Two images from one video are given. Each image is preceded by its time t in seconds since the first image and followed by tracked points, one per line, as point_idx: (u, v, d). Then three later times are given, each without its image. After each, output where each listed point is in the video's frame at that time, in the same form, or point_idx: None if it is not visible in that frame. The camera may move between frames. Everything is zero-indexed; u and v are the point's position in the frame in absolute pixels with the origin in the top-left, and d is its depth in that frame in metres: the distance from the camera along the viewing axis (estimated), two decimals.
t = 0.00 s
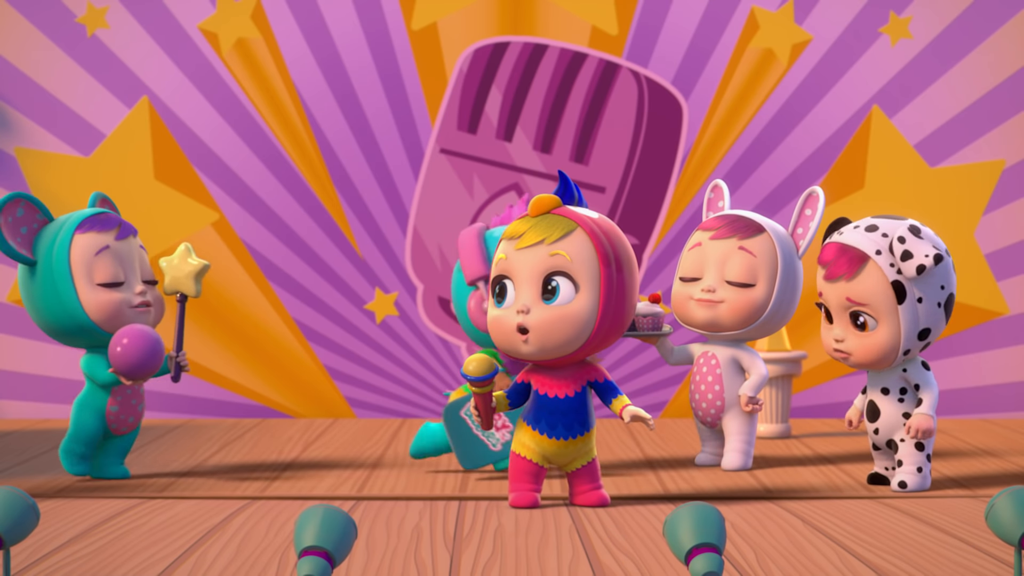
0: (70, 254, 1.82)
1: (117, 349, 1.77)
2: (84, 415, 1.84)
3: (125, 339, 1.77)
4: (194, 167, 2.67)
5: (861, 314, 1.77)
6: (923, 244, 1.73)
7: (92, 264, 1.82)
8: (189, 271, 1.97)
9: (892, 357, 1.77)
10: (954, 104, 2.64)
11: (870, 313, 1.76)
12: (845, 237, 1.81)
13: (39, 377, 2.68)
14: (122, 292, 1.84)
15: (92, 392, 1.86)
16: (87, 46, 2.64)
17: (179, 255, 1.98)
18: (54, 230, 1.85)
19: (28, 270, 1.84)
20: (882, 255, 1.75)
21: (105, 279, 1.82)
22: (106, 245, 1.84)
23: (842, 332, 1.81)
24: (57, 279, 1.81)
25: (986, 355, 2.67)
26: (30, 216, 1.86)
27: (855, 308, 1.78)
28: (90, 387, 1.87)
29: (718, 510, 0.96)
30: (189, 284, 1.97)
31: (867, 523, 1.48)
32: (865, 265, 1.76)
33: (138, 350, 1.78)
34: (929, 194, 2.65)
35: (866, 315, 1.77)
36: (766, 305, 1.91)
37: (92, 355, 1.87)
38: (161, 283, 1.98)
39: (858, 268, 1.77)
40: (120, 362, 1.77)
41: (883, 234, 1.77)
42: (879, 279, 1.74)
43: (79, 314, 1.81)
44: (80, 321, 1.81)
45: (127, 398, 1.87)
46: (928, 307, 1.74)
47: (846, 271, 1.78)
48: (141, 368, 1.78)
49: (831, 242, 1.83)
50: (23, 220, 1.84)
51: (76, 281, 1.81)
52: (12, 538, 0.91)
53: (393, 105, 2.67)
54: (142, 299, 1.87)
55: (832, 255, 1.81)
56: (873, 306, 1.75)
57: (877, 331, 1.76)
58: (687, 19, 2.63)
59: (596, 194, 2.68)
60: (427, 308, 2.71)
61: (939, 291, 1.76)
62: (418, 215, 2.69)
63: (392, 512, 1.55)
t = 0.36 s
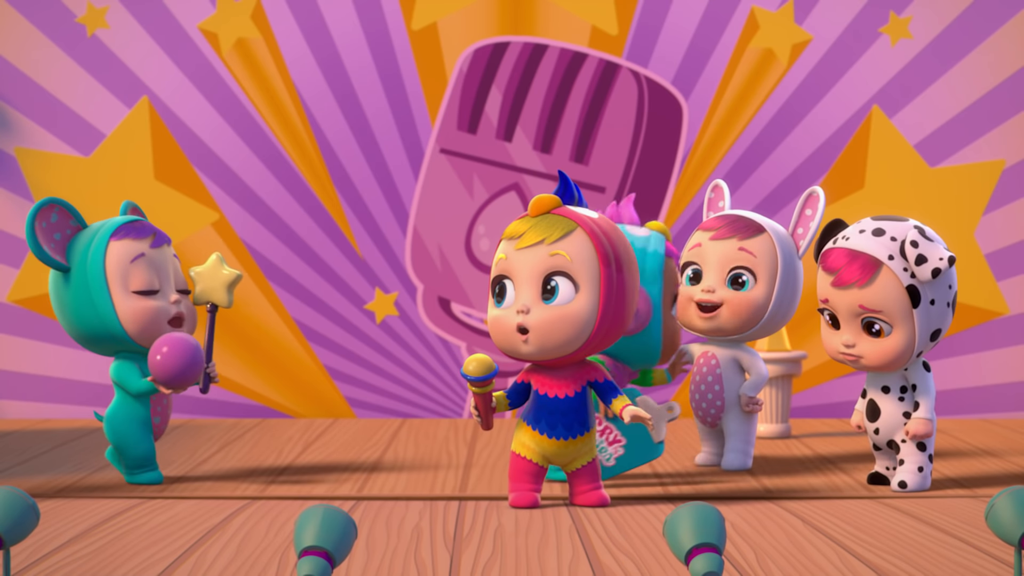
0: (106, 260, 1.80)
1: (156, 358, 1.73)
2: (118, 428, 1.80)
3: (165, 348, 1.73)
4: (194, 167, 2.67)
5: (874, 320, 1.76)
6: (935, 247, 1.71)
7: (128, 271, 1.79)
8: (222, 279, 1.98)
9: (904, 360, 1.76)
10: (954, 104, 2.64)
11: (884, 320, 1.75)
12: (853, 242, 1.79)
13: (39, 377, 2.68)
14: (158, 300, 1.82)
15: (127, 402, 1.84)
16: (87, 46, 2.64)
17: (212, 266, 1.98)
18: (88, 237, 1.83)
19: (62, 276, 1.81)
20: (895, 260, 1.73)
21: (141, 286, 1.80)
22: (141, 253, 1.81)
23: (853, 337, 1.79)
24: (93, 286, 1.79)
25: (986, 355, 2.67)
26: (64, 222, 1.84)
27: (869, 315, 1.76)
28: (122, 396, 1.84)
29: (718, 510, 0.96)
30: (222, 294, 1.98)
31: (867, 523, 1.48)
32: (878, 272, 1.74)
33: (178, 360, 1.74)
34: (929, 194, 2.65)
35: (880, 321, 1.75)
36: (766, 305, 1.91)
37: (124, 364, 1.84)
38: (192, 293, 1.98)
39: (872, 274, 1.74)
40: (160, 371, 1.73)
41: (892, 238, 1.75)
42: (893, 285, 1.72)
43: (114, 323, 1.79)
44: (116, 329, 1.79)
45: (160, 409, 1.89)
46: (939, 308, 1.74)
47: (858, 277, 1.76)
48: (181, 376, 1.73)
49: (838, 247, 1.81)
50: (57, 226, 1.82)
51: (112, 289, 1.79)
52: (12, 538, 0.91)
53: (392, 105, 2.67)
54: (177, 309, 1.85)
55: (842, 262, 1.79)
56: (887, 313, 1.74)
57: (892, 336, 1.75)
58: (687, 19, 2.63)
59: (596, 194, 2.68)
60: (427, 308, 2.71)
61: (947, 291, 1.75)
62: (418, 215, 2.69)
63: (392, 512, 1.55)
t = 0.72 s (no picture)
0: (145, 255, 1.78)
1: (194, 349, 1.71)
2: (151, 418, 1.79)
3: (202, 340, 1.71)
4: (194, 167, 2.67)
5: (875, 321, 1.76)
6: (935, 247, 1.71)
7: (168, 266, 1.78)
8: (265, 276, 1.90)
9: (905, 360, 1.76)
10: (954, 104, 2.64)
11: (884, 320, 1.75)
12: (853, 242, 1.78)
13: (39, 377, 2.68)
14: (198, 294, 1.80)
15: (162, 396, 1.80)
16: (87, 46, 2.64)
17: (255, 261, 1.92)
18: (128, 231, 1.82)
19: (102, 270, 1.81)
20: (895, 261, 1.73)
21: (181, 281, 1.77)
22: (181, 246, 1.80)
23: (853, 337, 1.79)
24: (132, 279, 1.77)
25: (986, 355, 2.67)
26: (104, 216, 1.84)
27: (868, 315, 1.76)
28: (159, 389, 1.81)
29: (718, 510, 0.96)
30: (264, 291, 1.90)
31: (867, 523, 1.48)
32: (879, 272, 1.73)
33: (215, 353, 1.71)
34: (929, 194, 2.65)
35: (880, 321, 1.75)
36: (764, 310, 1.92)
37: (165, 357, 1.82)
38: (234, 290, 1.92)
39: (873, 275, 1.74)
40: (196, 363, 1.71)
41: (892, 238, 1.75)
42: (893, 285, 1.72)
43: (153, 316, 1.77)
44: (155, 322, 1.77)
45: (196, 405, 1.81)
46: (939, 308, 1.74)
47: (859, 278, 1.75)
48: (220, 368, 1.71)
49: (838, 247, 1.80)
50: (97, 219, 1.82)
51: (150, 281, 1.77)
52: (12, 538, 0.91)
53: (392, 105, 2.67)
54: (218, 301, 1.83)
55: (842, 262, 1.78)
56: (887, 313, 1.74)
57: (892, 336, 1.75)
58: (687, 19, 2.63)
59: (596, 194, 2.68)
60: (427, 308, 2.71)
61: (947, 290, 1.76)
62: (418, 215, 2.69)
63: (392, 512, 1.55)
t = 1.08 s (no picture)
0: (182, 251, 1.79)
1: (235, 347, 1.72)
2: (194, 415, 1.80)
3: (243, 338, 1.72)
4: (194, 167, 2.67)
5: (875, 321, 1.76)
6: (935, 247, 1.72)
7: (205, 262, 1.79)
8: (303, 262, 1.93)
9: (905, 360, 1.76)
10: (954, 104, 2.64)
11: (885, 320, 1.75)
12: (853, 242, 1.78)
13: (39, 377, 2.69)
14: (237, 289, 1.81)
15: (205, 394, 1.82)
16: (87, 46, 2.64)
17: (291, 248, 1.94)
18: (165, 226, 1.84)
19: (138, 268, 1.82)
20: (895, 261, 1.73)
21: (219, 277, 1.79)
22: (218, 241, 1.81)
23: (853, 337, 1.79)
24: (170, 276, 1.79)
25: (986, 354, 2.67)
26: (139, 213, 1.85)
27: (868, 315, 1.76)
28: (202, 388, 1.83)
29: (718, 510, 0.96)
30: (302, 277, 1.92)
31: (867, 523, 1.48)
32: (879, 272, 1.73)
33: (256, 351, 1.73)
34: (930, 194, 2.65)
35: (880, 321, 1.75)
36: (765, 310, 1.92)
37: (206, 355, 1.84)
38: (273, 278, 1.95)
39: (873, 275, 1.74)
40: (237, 362, 1.72)
41: (892, 238, 1.75)
42: (894, 285, 1.72)
43: (192, 313, 1.78)
44: (194, 319, 1.78)
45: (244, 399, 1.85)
46: (939, 308, 1.74)
47: (859, 278, 1.75)
48: (262, 365, 1.72)
49: (838, 247, 1.80)
50: (132, 216, 1.83)
51: (189, 278, 1.78)
52: (11, 538, 0.91)
53: (393, 105, 2.67)
54: (257, 295, 1.84)
55: (842, 262, 1.78)
56: (887, 312, 1.74)
57: (893, 336, 1.75)
58: (687, 19, 2.63)
59: (596, 194, 2.68)
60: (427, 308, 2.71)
61: (947, 290, 1.76)
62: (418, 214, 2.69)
63: (392, 512, 1.55)
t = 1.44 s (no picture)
0: (221, 254, 1.74)
1: (277, 353, 1.61)
2: (231, 427, 1.73)
3: (285, 343, 1.61)
4: (193, 167, 2.67)
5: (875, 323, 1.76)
6: (935, 247, 1.72)
7: (243, 267, 1.74)
8: (339, 268, 1.83)
9: (905, 361, 1.76)
10: (954, 104, 2.64)
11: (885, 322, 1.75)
12: (853, 244, 1.78)
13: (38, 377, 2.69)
14: (274, 295, 1.76)
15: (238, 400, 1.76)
16: (87, 46, 2.64)
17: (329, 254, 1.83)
18: (203, 230, 1.78)
19: (174, 271, 1.76)
20: (894, 263, 1.72)
21: (257, 282, 1.74)
22: (256, 247, 1.76)
23: (853, 338, 1.79)
24: (207, 281, 1.73)
25: (986, 354, 2.67)
26: (177, 215, 1.79)
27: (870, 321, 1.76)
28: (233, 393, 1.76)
29: (718, 510, 0.96)
30: (340, 283, 1.82)
31: (867, 523, 1.48)
32: (878, 273, 1.73)
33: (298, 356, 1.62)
34: (930, 194, 2.65)
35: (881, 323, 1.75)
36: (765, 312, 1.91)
37: (238, 358, 1.78)
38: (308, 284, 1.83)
39: (873, 277, 1.74)
40: (280, 367, 1.61)
41: (891, 240, 1.75)
42: (893, 287, 1.72)
43: (229, 318, 1.72)
44: (229, 325, 1.73)
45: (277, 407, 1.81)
46: (939, 308, 1.74)
47: (858, 280, 1.75)
48: (304, 372, 1.61)
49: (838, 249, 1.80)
50: (170, 219, 1.76)
51: (226, 284, 1.73)
52: (11, 538, 0.91)
53: (393, 105, 2.67)
54: (293, 303, 1.79)
55: (842, 263, 1.78)
56: (888, 314, 1.74)
57: (893, 337, 1.75)
58: (687, 19, 2.63)
59: (596, 194, 2.68)
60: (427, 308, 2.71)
61: (947, 291, 1.76)
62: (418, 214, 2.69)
63: (392, 512, 1.55)
